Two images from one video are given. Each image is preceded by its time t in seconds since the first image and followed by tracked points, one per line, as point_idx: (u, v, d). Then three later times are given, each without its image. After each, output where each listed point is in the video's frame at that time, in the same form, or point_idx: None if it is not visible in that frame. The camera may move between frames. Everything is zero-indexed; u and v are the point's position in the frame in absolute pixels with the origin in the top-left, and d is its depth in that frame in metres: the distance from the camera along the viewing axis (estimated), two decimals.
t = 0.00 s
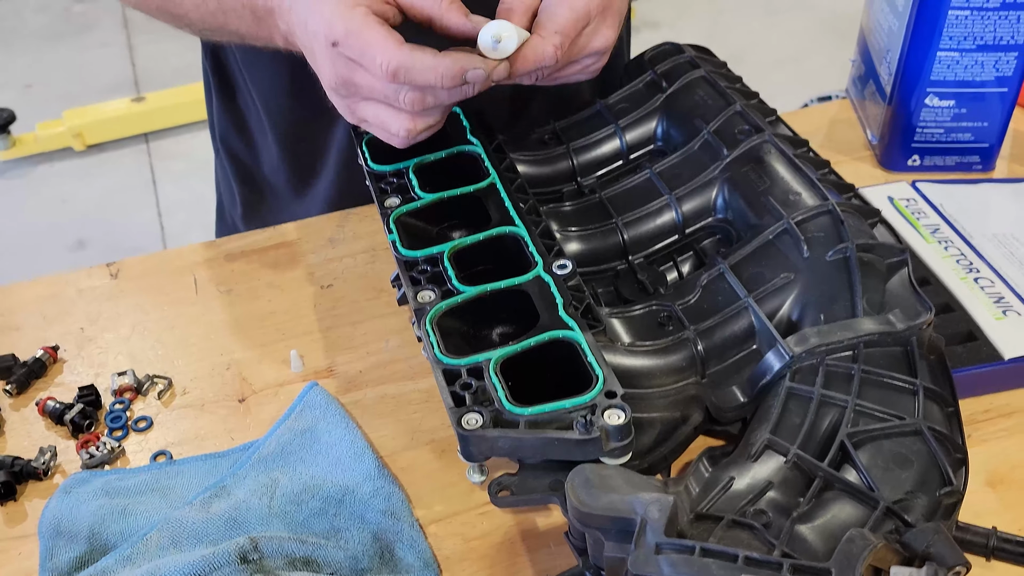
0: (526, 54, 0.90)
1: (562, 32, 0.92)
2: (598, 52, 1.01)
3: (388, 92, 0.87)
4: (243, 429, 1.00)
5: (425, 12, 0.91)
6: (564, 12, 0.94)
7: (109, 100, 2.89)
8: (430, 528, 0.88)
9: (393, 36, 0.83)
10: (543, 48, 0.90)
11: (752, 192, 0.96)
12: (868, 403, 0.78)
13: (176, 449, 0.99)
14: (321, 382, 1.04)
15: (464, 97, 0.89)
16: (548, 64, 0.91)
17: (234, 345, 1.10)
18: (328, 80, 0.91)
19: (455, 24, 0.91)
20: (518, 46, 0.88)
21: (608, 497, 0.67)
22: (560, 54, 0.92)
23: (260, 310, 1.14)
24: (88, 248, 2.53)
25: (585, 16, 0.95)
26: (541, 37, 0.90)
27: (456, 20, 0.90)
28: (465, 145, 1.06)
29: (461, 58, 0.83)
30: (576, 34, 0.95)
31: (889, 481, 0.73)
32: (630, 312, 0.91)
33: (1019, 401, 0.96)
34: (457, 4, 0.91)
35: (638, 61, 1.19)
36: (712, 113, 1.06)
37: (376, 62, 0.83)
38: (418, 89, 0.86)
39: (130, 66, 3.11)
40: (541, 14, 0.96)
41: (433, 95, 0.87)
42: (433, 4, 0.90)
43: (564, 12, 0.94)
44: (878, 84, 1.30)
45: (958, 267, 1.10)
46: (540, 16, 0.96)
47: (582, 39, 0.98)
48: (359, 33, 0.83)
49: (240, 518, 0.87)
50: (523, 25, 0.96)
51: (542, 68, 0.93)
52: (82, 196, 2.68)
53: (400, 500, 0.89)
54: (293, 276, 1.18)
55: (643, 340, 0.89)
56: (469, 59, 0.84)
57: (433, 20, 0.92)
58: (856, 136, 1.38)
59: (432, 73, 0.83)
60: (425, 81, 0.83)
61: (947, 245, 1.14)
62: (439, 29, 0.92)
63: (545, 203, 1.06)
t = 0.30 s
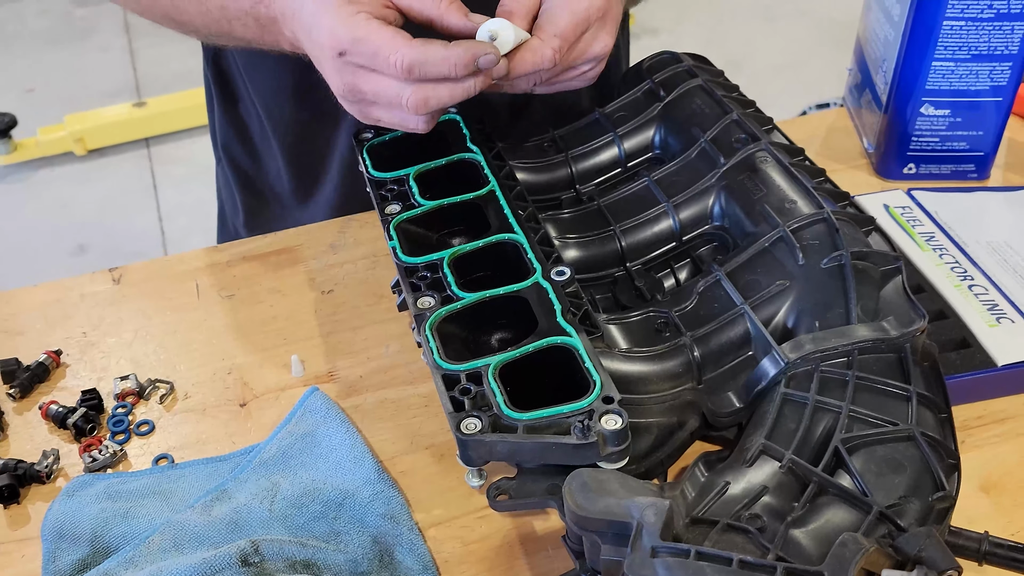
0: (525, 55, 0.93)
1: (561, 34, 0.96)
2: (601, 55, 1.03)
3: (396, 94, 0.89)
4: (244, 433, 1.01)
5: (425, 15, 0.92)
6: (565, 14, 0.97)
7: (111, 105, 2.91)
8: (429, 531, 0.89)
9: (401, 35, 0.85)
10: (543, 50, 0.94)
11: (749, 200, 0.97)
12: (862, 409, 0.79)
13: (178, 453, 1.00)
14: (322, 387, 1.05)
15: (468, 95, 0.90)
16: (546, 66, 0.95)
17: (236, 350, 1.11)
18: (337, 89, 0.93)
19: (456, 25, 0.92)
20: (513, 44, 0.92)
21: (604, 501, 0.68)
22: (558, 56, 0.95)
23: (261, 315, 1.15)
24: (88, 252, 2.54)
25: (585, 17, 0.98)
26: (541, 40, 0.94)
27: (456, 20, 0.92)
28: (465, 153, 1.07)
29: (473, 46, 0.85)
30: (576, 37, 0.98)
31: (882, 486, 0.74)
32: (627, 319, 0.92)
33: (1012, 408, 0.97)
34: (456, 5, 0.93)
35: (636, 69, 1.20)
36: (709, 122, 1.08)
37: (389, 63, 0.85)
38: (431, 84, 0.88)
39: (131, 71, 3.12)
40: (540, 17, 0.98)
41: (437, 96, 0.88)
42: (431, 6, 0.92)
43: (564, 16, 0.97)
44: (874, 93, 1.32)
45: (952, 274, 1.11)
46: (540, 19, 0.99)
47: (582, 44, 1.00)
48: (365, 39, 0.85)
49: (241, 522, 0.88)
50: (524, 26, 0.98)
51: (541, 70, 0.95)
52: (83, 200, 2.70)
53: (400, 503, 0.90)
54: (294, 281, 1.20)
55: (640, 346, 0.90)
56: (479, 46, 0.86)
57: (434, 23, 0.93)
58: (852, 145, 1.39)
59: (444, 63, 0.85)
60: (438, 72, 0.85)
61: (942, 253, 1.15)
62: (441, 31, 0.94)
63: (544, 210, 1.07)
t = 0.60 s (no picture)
0: (528, 70, 0.94)
1: (564, 47, 0.96)
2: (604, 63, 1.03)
3: (402, 104, 0.89)
4: (244, 437, 1.01)
5: (429, 25, 0.94)
6: (568, 25, 0.98)
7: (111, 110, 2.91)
8: (429, 535, 0.89)
9: (407, 42, 0.86)
10: (545, 64, 0.95)
11: (748, 206, 0.98)
12: (861, 415, 0.79)
13: (178, 457, 1.00)
14: (322, 391, 1.05)
15: (470, 102, 0.91)
16: (549, 80, 0.95)
17: (236, 354, 1.11)
18: (347, 100, 0.94)
19: (462, 35, 0.94)
20: (515, 54, 0.93)
21: (604, 505, 0.68)
22: (562, 71, 0.96)
23: (261, 319, 1.15)
24: (88, 256, 2.54)
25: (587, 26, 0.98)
26: (545, 54, 0.95)
27: (462, 31, 0.94)
28: (466, 158, 1.08)
29: (477, 45, 0.86)
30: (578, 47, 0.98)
31: (881, 491, 0.74)
32: (627, 324, 0.92)
33: (1011, 413, 0.98)
34: (462, 15, 0.94)
35: (636, 75, 1.21)
36: (709, 128, 1.08)
37: (395, 70, 0.85)
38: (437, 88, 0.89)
39: (131, 76, 3.13)
40: (542, 28, 0.99)
41: (440, 106, 0.89)
42: (435, 16, 0.93)
43: (566, 30, 0.97)
44: (874, 99, 1.32)
45: (951, 280, 1.11)
46: (541, 31, 0.99)
47: (583, 56, 1.00)
48: (371, 49, 0.86)
49: (241, 525, 0.88)
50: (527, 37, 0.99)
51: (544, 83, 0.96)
52: (82, 204, 2.70)
53: (400, 507, 0.90)
54: (294, 285, 1.20)
55: (640, 351, 0.90)
56: (484, 45, 0.87)
57: (440, 33, 0.95)
58: (852, 151, 1.40)
59: (450, 69, 0.86)
60: (445, 75, 0.86)
61: (941, 259, 1.15)
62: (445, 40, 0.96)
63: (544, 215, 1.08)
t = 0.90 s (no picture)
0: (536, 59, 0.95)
1: (570, 37, 0.97)
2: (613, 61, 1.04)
3: (414, 107, 0.91)
4: (248, 437, 1.02)
5: (436, 24, 0.94)
6: (575, 19, 0.99)
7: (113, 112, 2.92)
8: (432, 535, 0.89)
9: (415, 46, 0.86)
10: (553, 53, 0.96)
11: (750, 209, 0.99)
12: (862, 416, 0.80)
13: (182, 456, 1.01)
14: (325, 392, 1.06)
15: (480, 96, 0.92)
16: (557, 69, 0.96)
17: (239, 355, 1.11)
18: (359, 104, 0.95)
19: (470, 32, 0.94)
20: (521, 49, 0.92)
21: (608, 504, 0.69)
22: (570, 59, 0.97)
23: (265, 320, 1.16)
24: (88, 258, 2.55)
25: (593, 20, 0.99)
26: (552, 44, 0.95)
27: (469, 27, 0.93)
28: (470, 161, 1.08)
29: (483, 46, 0.86)
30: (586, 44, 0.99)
31: (883, 491, 0.74)
32: (630, 325, 0.93)
33: (1011, 416, 0.98)
34: (469, 12, 0.94)
35: (638, 78, 1.21)
36: (711, 131, 1.09)
37: (404, 75, 0.87)
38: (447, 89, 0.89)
39: (132, 79, 3.14)
40: (550, 22, 1.00)
41: (452, 106, 0.90)
42: (441, 15, 0.93)
43: (573, 20, 0.99)
44: (874, 104, 1.33)
45: (951, 283, 1.12)
46: (550, 23, 1.00)
47: (592, 51, 1.01)
48: (378, 55, 0.87)
49: (246, 524, 0.88)
50: (536, 29, 0.99)
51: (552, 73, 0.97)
52: (83, 207, 2.70)
53: (404, 507, 0.91)
54: (297, 286, 1.20)
55: (642, 352, 0.91)
56: (490, 44, 0.87)
57: (447, 32, 0.95)
58: (852, 155, 1.41)
59: (458, 70, 0.86)
60: (453, 77, 0.87)
61: (941, 262, 1.16)
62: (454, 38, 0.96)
63: (547, 218, 1.08)
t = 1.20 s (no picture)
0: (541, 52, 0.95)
1: (576, 31, 0.97)
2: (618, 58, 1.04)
3: (420, 104, 0.91)
4: (247, 436, 1.01)
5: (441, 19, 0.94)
6: (580, 13, 0.99)
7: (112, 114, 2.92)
8: (432, 534, 0.89)
9: (421, 42, 0.86)
10: (557, 46, 0.95)
11: (750, 209, 0.99)
12: (863, 415, 0.80)
13: (181, 455, 1.00)
14: (324, 391, 1.06)
15: (486, 91, 0.92)
16: (562, 62, 0.96)
17: (239, 354, 1.11)
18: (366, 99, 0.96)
19: (474, 27, 0.94)
20: (527, 42, 0.93)
21: (609, 502, 0.68)
22: (574, 52, 0.97)
23: (265, 319, 1.16)
24: (86, 259, 2.54)
25: (599, 17, 0.99)
26: (556, 37, 0.95)
27: (474, 22, 0.93)
28: (470, 161, 1.08)
29: (488, 40, 0.86)
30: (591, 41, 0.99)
31: (883, 491, 0.74)
32: (630, 325, 0.93)
33: (1010, 417, 0.98)
34: (473, 6, 0.94)
35: (639, 79, 1.22)
36: (711, 132, 1.09)
37: (409, 70, 0.87)
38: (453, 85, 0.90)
39: (131, 81, 3.14)
40: (556, 15, 1.00)
41: (459, 102, 0.90)
42: (447, 10, 0.93)
43: (580, 15, 0.98)
44: (874, 106, 1.33)
45: (951, 284, 1.12)
46: (556, 16, 1.00)
47: (597, 48, 1.01)
48: (383, 52, 0.87)
49: (245, 523, 0.88)
50: (542, 22, 0.99)
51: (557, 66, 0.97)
52: (82, 208, 2.70)
53: (403, 506, 0.91)
54: (297, 286, 1.20)
55: (643, 352, 0.90)
56: (495, 38, 0.87)
57: (453, 27, 0.95)
58: (852, 157, 1.41)
59: (464, 65, 0.86)
60: (460, 72, 0.86)
61: (941, 264, 1.16)
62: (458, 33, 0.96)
63: (547, 218, 1.09)
